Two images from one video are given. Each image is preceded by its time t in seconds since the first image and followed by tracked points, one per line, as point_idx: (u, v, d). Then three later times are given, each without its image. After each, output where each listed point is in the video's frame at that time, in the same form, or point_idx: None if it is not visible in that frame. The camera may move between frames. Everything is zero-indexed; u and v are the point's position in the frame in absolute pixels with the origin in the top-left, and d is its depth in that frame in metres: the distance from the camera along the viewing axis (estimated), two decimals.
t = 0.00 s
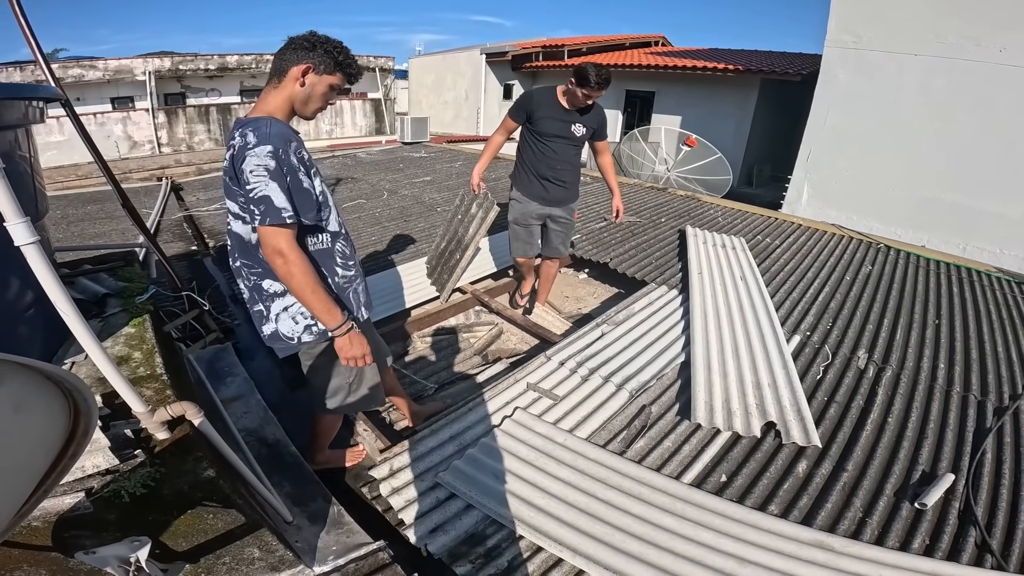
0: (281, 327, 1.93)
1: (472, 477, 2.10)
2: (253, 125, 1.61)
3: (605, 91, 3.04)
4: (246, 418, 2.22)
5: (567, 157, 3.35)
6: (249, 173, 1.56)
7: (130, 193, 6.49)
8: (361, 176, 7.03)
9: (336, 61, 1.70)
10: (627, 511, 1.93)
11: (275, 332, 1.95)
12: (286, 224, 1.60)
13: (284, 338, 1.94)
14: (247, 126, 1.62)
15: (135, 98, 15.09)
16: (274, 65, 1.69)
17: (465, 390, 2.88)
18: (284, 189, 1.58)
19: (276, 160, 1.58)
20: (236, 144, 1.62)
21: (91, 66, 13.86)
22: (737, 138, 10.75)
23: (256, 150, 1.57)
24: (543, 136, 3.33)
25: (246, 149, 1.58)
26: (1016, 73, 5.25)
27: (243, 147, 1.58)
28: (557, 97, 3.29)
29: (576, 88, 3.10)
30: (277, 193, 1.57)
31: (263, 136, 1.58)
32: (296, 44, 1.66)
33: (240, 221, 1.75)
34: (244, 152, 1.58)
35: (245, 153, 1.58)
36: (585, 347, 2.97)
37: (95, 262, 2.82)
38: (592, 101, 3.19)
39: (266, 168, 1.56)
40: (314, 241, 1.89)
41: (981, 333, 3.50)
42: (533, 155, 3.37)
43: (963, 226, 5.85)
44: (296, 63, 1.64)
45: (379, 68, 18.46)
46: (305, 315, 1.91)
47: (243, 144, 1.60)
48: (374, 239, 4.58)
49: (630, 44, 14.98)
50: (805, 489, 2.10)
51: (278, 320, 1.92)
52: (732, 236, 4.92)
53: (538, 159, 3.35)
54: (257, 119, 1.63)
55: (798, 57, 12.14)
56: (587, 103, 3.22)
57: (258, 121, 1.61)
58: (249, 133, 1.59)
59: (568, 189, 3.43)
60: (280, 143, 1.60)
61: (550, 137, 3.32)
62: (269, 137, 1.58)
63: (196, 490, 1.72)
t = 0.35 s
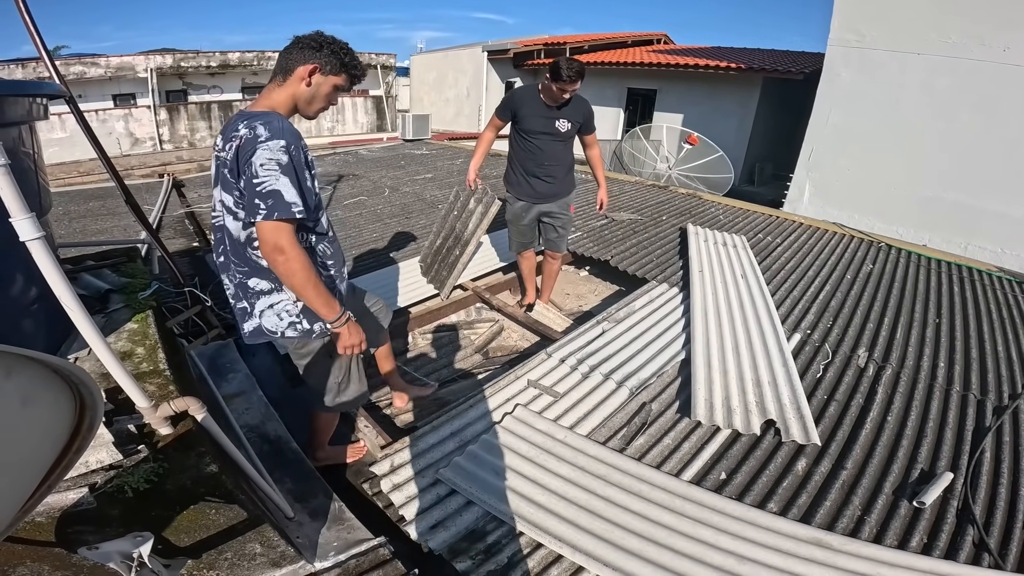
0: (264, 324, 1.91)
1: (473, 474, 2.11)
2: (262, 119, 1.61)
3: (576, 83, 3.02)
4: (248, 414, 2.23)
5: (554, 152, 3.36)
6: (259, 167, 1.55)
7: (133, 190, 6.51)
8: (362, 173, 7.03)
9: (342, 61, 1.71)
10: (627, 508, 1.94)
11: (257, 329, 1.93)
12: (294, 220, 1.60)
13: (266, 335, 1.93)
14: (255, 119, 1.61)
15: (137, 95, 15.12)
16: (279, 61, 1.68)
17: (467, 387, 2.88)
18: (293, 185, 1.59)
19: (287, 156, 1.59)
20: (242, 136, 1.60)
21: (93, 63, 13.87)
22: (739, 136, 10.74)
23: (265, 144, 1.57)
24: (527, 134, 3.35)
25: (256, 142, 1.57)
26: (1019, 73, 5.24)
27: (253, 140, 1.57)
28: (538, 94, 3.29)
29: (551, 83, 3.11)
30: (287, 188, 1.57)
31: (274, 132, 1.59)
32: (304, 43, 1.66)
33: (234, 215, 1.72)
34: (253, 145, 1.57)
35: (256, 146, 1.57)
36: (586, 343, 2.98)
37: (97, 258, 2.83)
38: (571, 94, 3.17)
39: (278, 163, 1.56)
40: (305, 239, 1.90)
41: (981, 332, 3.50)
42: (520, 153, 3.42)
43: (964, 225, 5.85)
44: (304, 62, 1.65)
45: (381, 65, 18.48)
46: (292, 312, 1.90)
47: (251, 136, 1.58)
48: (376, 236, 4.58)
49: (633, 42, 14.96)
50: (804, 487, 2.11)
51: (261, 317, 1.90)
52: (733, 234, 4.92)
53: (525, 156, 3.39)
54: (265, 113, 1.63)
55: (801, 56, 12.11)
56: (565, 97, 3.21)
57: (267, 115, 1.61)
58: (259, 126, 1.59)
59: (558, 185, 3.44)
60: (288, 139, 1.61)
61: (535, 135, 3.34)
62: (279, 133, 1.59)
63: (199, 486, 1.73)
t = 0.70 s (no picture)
0: (280, 320, 1.89)
1: (474, 470, 2.11)
2: (285, 118, 1.62)
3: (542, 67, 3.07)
4: (249, 409, 2.23)
5: (543, 142, 3.36)
6: (296, 166, 1.58)
7: (135, 186, 6.51)
8: (364, 169, 7.02)
9: (333, 52, 1.70)
10: (628, 505, 1.94)
11: (271, 325, 1.90)
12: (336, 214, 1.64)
13: (281, 331, 1.91)
14: (276, 118, 1.62)
15: (138, 91, 15.13)
16: (267, 56, 1.68)
17: (468, 383, 2.88)
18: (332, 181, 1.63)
19: (321, 154, 1.62)
20: (268, 134, 1.60)
21: (94, 59, 13.86)
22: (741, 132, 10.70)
23: (297, 143, 1.59)
24: (516, 128, 3.41)
25: (286, 142, 1.59)
26: None
27: (283, 139, 1.59)
28: (521, 89, 3.37)
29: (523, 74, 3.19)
30: (329, 184, 1.61)
31: (302, 131, 1.62)
32: (293, 35, 1.65)
33: (257, 211, 1.71)
34: (284, 144, 1.59)
35: (287, 145, 1.58)
36: (587, 339, 2.98)
37: (99, 254, 2.83)
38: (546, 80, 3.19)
39: (316, 161, 1.60)
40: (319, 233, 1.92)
41: (984, 330, 3.49)
42: (513, 147, 3.46)
43: (967, 223, 5.83)
44: (295, 56, 1.64)
45: (382, 61, 18.46)
46: (307, 306, 1.91)
47: (279, 135, 1.59)
48: (378, 232, 4.58)
49: (635, 38, 14.91)
50: (805, 484, 2.11)
51: (278, 313, 1.88)
52: (735, 231, 4.91)
53: (517, 150, 3.43)
54: (286, 112, 1.64)
55: (804, 52, 12.06)
56: (543, 85, 3.23)
57: (290, 114, 1.63)
58: (284, 126, 1.60)
59: (552, 174, 3.41)
60: (317, 137, 1.64)
61: (523, 127, 3.39)
62: (310, 132, 1.62)
63: (201, 482, 1.74)
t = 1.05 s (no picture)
0: (266, 315, 1.89)
1: (473, 469, 2.11)
2: (270, 121, 1.62)
3: (547, 66, 3.07)
4: (248, 409, 2.22)
5: (544, 141, 3.37)
6: (279, 170, 1.58)
7: (133, 185, 6.49)
8: (362, 168, 7.00)
9: (327, 55, 1.68)
10: (627, 504, 1.94)
11: (258, 320, 1.90)
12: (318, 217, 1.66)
13: (267, 326, 1.91)
14: (261, 120, 1.61)
15: (136, 90, 15.10)
16: (261, 55, 1.67)
17: (467, 382, 2.88)
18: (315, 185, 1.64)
19: (304, 159, 1.62)
20: (252, 136, 1.60)
21: (92, 58, 13.84)
22: (740, 131, 10.69)
23: (281, 147, 1.59)
24: (516, 126, 3.40)
25: (269, 145, 1.58)
26: None
27: (267, 143, 1.58)
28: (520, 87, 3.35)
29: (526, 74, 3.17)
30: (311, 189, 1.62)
31: (288, 135, 1.61)
32: (288, 36, 1.63)
33: (238, 212, 1.70)
34: (267, 148, 1.58)
35: (271, 149, 1.58)
36: (586, 338, 2.97)
37: (97, 254, 2.83)
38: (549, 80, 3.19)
39: (299, 166, 1.60)
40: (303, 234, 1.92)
41: (984, 328, 3.48)
42: (513, 146, 3.45)
43: (966, 220, 5.83)
44: (287, 57, 1.63)
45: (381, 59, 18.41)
46: (292, 303, 1.90)
47: (263, 138, 1.59)
48: (376, 231, 4.57)
49: (634, 35, 14.88)
50: (805, 483, 2.11)
51: (263, 310, 1.88)
52: (734, 229, 4.90)
53: (518, 149, 3.42)
54: (272, 114, 1.64)
55: (804, 50, 12.04)
56: (544, 85, 3.23)
57: (274, 117, 1.62)
58: (269, 129, 1.60)
59: (552, 171, 3.42)
60: (301, 142, 1.64)
61: (524, 125, 3.37)
62: (293, 136, 1.62)
63: (200, 481, 1.74)
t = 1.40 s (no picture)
0: (250, 321, 1.90)
1: (469, 469, 2.10)
2: (242, 126, 1.58)
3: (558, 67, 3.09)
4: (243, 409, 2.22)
5: (546, 141, 3.38)
6: (247, 178, 1.56)
7: (129, 186, 6.48)
8: (359, 168, 6.99)
9: (309, 56, 1.64)
10: (622, 504, 1.94)
11: (243, 325, 1.91)
12: (290, 227, 1.62)
13: (252, 332, 1.92)
14: (234, 125, 1.59)
15: (132, 90, 15.08)
16: (243, 59, 1.66)
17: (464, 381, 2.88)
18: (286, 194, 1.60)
19: (275, 166, 1.58)
20: (222, 142, 1.58)
21: (88, 58, 13.81)
22: (738, 129, 10.69)
23: (250, 154, 1.55)
24: (518, 125, 3.37)
25: (239, 151, 1.56)
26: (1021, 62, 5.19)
27: (236, 149, 1.56)
28: (521, 85, 3.32)
29: (534, 72, 3.16)
30: (281, 198, 1.58)
31: (258, 141, 1.57)
32: (268, 37, 1.61)
33: (214, 219, 1.72)
34: (237, 154, 1.56)
35: (239, 155, 1.55)
36: (583, 338, 2.97)
37: (92, 254, 2.82)
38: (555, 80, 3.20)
39: (268, 174, 1.57)
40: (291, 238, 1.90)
41: (980, 326, 3.49)
42: (513, 146, 3.43)
43: (963, 219, 5.85)
44: (266, 60, 1.60)
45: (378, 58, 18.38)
46: (276, 311, 1.90)
47: (233, 144, 1.56)
48: (372, 231, 4.56)
49: (631, 32, 14.86)
50: (801, 482, 2.11)
51: (247, 315, 1.89)
52: (731, 228, 4.91)
53: (520, 148, 3.41)
54: (245, 119, 1.60)
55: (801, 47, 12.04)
56: (549, 84, 3.24)
57: (248, 122, 1.59)
58: (240, 134, 1.56)
59: (552, 170, 3.45)
60: (274, 147, 1.60)
61: (525, 125, 3.36)
62: (264, 141, 1.58)
63: (192, 482, 1.73)
